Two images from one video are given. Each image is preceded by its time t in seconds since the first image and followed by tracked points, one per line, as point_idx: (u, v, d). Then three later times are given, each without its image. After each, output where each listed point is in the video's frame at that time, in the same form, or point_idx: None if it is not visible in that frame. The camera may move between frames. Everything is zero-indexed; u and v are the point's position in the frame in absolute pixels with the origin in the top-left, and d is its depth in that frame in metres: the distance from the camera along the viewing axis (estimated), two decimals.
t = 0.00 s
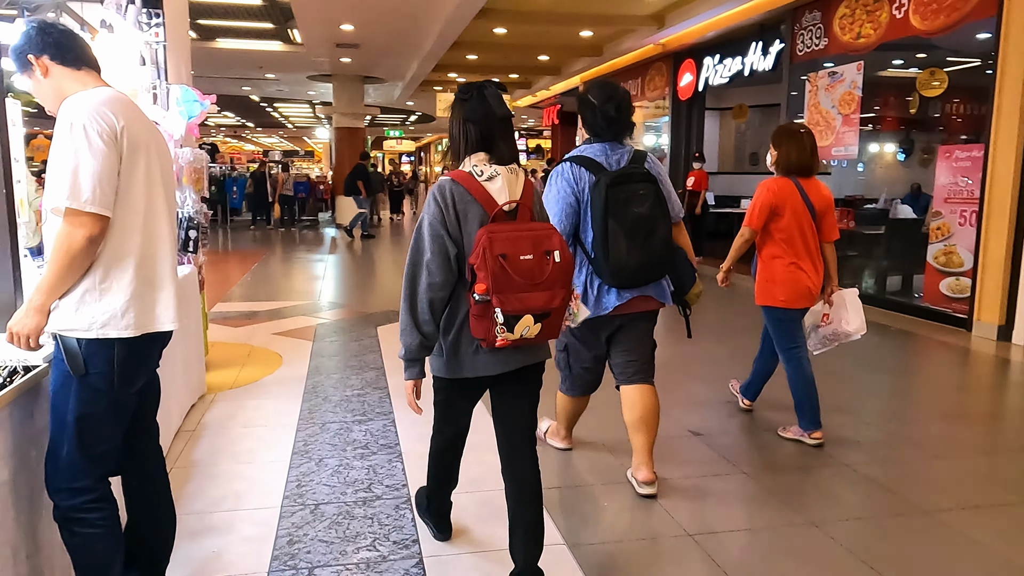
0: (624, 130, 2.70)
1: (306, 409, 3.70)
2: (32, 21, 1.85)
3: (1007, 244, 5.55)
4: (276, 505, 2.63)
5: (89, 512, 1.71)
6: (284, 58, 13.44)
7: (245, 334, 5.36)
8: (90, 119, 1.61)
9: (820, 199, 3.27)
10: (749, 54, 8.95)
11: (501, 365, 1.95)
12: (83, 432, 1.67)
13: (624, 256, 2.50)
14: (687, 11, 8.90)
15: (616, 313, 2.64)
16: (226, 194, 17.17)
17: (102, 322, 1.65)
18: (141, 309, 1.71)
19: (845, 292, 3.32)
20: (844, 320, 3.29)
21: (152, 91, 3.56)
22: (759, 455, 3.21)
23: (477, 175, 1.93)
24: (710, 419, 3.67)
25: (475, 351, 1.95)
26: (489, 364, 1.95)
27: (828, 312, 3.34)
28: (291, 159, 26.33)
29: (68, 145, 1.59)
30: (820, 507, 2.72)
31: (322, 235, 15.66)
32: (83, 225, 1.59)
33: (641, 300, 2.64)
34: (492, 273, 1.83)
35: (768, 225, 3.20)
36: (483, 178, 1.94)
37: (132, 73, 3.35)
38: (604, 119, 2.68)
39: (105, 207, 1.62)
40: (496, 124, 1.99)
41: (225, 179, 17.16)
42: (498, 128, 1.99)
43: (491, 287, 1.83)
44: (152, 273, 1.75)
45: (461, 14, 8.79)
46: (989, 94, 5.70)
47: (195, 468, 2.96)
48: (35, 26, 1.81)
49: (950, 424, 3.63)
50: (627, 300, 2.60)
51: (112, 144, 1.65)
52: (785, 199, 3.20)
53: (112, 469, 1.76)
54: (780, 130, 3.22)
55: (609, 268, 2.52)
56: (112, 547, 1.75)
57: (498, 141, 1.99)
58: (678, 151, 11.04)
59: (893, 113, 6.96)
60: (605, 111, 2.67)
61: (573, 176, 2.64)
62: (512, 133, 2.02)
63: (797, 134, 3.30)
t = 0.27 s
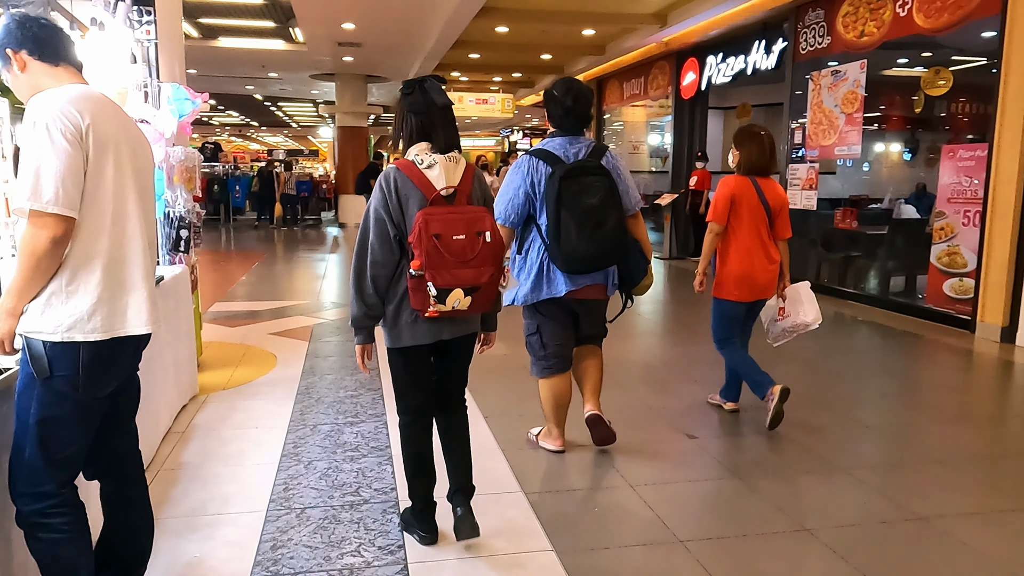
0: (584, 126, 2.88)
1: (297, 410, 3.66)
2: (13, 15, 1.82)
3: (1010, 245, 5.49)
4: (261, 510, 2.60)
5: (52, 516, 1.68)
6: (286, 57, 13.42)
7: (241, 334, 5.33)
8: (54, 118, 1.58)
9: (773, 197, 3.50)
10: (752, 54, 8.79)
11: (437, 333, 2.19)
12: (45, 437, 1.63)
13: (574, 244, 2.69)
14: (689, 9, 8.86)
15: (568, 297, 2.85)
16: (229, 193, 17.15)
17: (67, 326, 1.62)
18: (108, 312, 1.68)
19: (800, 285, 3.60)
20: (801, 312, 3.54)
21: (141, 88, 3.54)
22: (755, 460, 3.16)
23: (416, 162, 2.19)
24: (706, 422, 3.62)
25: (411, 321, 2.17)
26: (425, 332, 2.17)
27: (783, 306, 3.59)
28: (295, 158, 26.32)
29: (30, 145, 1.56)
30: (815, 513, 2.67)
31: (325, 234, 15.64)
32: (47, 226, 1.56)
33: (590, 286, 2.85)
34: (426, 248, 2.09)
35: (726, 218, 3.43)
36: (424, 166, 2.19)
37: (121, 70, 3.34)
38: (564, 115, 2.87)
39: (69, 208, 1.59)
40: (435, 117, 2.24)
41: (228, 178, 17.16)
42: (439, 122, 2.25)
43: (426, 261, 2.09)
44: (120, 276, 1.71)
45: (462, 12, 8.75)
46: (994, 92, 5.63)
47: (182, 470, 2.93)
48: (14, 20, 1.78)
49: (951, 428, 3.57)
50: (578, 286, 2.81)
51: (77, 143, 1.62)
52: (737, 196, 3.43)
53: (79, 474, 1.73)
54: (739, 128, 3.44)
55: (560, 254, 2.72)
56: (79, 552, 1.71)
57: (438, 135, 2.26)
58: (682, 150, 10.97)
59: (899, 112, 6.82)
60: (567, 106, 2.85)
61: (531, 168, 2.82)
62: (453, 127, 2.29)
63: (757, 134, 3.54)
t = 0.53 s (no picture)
0: (555, 135, 2.96)
1: (284, 414, 3.62)
2: None
3: (1010, 247, 5.43)
4: (240, 517, 2.56)
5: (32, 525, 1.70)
6: (286, 56, 13.39)
7: (232, 336, 5.29)
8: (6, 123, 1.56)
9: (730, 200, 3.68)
10: (751, 53, 8.73)
11: (380, 334, 2.27)
12: None
13: (542, 247, 2.82)
14: (687, 8, 8.80)
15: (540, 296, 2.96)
16: (228, 193, 17.12)
17: (14, 337, 1.60)
18: (57, 324, 1.66)
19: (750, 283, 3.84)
20: (746, 308, 3.81)
21: (126, 88, 3.50)
22: (745, 467, 3.10)
23: (370, 171, 2.30)
24: (698, 427, 3.57)
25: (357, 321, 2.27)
26: (370, 333, 2.25)
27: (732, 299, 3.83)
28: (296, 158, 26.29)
29: None
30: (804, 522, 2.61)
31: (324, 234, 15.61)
32: None
33: (562, 285, 2.97)
34: (364, 251, 2.20)
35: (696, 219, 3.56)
36: (376, 176, 2.30)
37: (104, 70, 3.30)
38: (533, 124, 2.95)
39: (17, 216, 1.56)
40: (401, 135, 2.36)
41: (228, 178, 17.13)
42: (402, 137, 2.35)
43: (363, 264, 2.19)
44: (71, 285, 1.69)
45: (459, 11, 8.70)
46: (993, 93, 5.58)
47: (162, 476, 2.89)
48: None
49: (947, 435, 3.51)
50: (550, 285, 2.93)
51: (29, 149, 1.60)
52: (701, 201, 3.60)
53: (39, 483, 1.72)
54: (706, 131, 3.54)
55: (529, 256, 2.83)
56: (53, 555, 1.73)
57: (400, 151, 2.35)
58: (681, 150, 10.91)
59: (901, 112, 6.78)
60: (540, 114, 2.92)
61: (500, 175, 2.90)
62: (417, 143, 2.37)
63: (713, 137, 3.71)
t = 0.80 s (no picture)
0: (537, 131, 3.21)
1: (269, 417, 3.56)
2: None
3: (1009, 248, 5.36)
4: (217, 524, 2.51)
5: (6, 530, 1.78)
6: (283, 57, 13.34)
7: (222, 338, 5.22)
8: None
9: (685, 196, 3.89)
10: (750, 52, 8.65)
11: (354, 305, 2.62)
12: None
13: (523, 235, 3.03)
14: (685, 7, 8.73)
15: (524, 283, 3.18)
16: (226, 193, 17.06)
17: None
18: None
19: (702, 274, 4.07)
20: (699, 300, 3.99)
21: (109, 86, 3.44)
22: (737, 472, 3.03)
23: (343, 157, 2.64)
24: (690, 431, 3.49)
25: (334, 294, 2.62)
26: (346, 302, 2.61)
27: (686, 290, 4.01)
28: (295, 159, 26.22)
29: None
30: (794, 530, 2.54)
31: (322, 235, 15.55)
32: None
33: (542, 273, 3.18)
34: (339, 230, 2.56)
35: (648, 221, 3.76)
36: (350, 163, 2.63)
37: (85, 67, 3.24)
38: (515, 118, 3.20)
39: None
40: (374, 126, 2.70)
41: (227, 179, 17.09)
42: (374, 129, 2.69)
43: (337, 241, 2.56)
44: (11, 294, 1.66)
45: (456, 11, 8.65)
46: (993, 93, 5.52)
47: (140, 481, 2.83)
48: None
49: (946, 439, 3.43)
50: (532, 273, 3.15)
51: None
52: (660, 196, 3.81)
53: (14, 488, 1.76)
54: (656, 136, 3.72)
55: (511, 244, 3.06)
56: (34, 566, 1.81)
57: (370, 139, 2.68)
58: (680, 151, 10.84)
59: (902, 113, 6.71)
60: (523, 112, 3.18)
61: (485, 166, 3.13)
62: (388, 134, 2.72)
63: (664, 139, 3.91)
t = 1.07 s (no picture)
0: (508, 138, 3.35)
1: (251, 424, 3.48)
2: None
3: (1011, 250, 5.26)
4: (188, 536, 2.42)
5: None
6: (280, 57, 13.27)
7: (210, 341, 5.14)
8: None
9: (649, 190, 3.90)
10: (748, 52, 8.54)
11: (329, 309, 2.73)
12: None
13: (499, 236, 3.15)
14: (683, 7, 8.65)
15: (499, 280, 3.28)
16: (223, 194, 16.98)
17: None
18: None
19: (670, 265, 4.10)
20: (667, 286, 4.05)
21: (86, 84, 3.36)
22: (729, 482, 2.94)
23: (309, 170, 2.72)
24: (682, 439, 3.40)
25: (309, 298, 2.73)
26: (318, 307, 2.72)
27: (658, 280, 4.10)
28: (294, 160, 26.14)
29: None
30: (785, 543, 2.45)
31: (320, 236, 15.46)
32: None
33: (517, 271, 3.27)
34: (311, 238, 2.65)
35: (607, 215, 3.83)
36: (316, 174, 2.71)
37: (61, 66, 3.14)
38: (488, 125, 3.33)
39: None
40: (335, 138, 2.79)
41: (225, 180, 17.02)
42: (336, 140, 2.78)
43: (311, 249, 2.64)
44: None
45: (451, 10, 8.56)
46: (993, 93, 5.43)
47: (113, 490, 2.75)
48: None
49: (946, 446, 3.34)
50: (506, 271, 3.25)
51: None
52: (620, 192, 3.84)
53: None
54: (616, 130, 3.77)
55: (487, 244, 3.17)
56: None
57: (334, 150, 2.77)
58: (678, 151, 10.72)
59: (903, 113, 6.67)
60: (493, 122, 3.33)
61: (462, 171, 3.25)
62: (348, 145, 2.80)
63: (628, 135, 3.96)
